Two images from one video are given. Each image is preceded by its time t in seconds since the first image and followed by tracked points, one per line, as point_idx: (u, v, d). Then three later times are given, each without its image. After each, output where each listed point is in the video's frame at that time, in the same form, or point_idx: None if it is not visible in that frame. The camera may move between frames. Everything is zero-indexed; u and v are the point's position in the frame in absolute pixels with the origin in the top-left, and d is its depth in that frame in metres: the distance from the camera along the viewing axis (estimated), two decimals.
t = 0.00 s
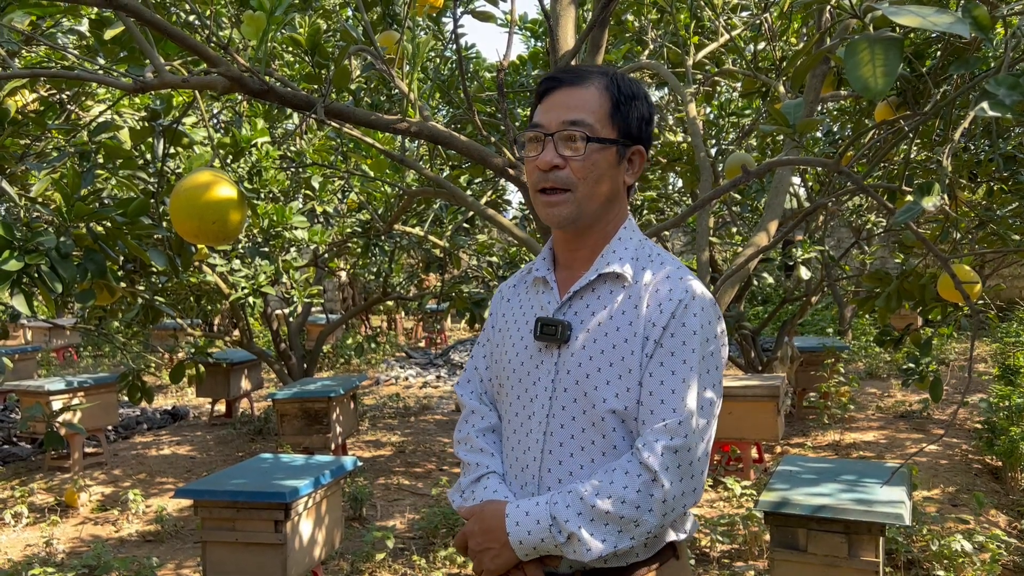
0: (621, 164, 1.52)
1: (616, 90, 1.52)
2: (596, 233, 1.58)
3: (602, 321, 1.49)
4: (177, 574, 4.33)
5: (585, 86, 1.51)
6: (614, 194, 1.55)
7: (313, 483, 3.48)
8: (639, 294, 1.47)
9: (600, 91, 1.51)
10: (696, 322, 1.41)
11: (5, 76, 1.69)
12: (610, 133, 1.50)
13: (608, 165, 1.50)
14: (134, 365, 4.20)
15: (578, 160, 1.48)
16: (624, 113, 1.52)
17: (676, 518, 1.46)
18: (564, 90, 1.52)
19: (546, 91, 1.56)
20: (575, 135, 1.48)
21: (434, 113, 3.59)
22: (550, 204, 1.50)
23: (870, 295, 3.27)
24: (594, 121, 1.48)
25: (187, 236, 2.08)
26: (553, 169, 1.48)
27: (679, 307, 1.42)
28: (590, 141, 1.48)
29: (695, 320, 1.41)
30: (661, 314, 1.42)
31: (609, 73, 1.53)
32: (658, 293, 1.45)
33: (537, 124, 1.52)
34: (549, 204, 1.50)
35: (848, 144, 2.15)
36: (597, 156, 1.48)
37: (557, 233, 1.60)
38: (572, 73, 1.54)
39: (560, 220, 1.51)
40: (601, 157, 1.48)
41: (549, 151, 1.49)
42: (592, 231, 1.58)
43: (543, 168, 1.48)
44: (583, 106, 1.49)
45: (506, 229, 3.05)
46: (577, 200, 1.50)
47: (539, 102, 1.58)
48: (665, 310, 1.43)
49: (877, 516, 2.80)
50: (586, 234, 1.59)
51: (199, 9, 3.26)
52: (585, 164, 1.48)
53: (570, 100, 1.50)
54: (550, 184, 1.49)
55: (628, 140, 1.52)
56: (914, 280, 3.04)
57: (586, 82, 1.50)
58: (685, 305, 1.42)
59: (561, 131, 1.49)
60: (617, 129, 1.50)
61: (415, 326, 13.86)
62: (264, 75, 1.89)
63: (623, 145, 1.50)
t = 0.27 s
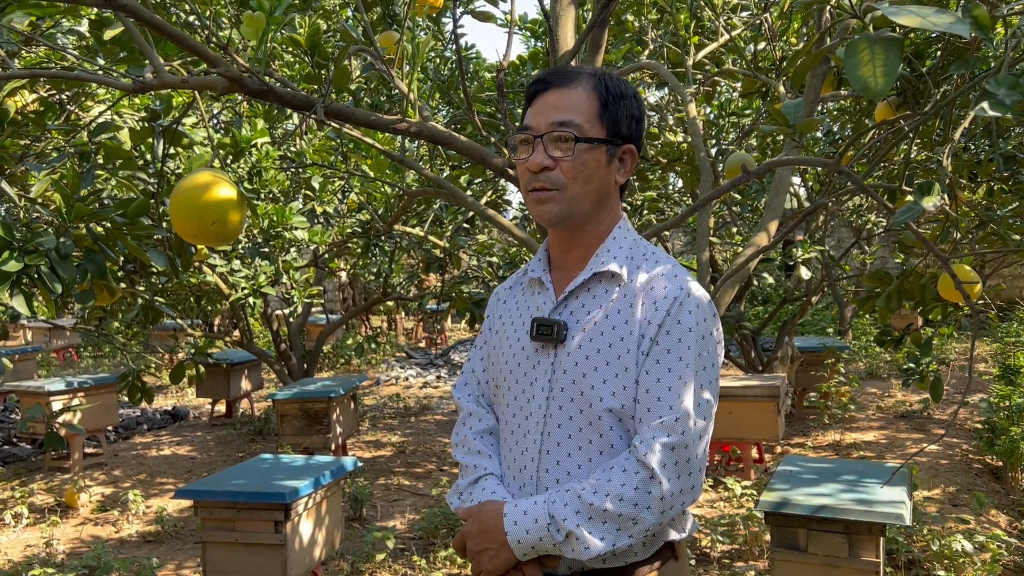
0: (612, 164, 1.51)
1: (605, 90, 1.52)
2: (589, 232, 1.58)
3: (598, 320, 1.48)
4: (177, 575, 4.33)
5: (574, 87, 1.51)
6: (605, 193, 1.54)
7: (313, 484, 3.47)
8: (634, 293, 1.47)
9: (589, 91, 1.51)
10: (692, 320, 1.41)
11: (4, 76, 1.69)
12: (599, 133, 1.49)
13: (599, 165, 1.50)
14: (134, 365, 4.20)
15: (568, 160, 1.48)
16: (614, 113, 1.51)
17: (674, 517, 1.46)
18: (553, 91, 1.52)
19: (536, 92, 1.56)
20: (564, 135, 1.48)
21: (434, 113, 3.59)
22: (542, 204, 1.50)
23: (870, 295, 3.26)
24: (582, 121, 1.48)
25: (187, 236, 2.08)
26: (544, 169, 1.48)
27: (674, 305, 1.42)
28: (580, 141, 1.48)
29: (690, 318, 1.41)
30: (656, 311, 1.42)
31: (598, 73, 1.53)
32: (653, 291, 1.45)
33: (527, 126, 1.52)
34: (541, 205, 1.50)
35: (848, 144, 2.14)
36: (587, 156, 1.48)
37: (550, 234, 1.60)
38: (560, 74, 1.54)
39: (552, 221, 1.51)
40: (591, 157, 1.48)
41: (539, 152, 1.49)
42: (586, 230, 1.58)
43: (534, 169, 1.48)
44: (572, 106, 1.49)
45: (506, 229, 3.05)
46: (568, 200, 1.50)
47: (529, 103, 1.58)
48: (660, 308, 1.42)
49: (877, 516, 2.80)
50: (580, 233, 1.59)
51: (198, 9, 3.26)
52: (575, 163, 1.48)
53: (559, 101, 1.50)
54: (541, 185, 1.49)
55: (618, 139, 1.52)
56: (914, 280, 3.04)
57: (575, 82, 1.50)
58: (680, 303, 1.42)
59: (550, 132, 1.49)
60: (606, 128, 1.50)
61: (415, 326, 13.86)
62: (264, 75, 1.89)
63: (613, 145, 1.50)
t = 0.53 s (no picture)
0: (607, 165, 1.51)
1: (599, 91, 1.52)
2: (585, 232, 1.58)
3: (594, 319, 1.48)
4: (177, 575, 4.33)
5: (568, 88, 1.51)
6: (601, 194, 1.54)
7: (313, 484, 3.47)
8: (630, 292, 1.46)
9: (584, 92, 1.51)
10: (690, 319, 1.40)
11: (4, 76, 1.69)
12: (594, 134, 1.49)
13: (595, 166, 1.49)
14: (134, 366, 4.20)
15: (564, 162, 1.47)
16: (609, 114, 1.51)
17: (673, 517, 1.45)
18: (548, 92, 1.51)
19: (530, 94, 1.56)
20: (559, 138, 1.48)
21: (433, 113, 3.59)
22: (539, 206, 1.50)
23: (870, 295, 3.26)
24: (577, 123, 1.48)
25: (186, 237, 2.08)
26: (540, 171, 1.48)
27: (672, 304, 1.41)
28: (575, 143, 1.48)
29: (688, 317, 1.40)
30: (654, 310, 1.42)
31: (592, 74, 1.52)
32: (649, 289, 1.44)
33: (522, 128, 1.52)
34: (537, 207, 1.50)
35: (849, 144, 2.13)
36: (583, 158, 1.48)
37: (546, 235, 1.60)
38: (554, 75, 1.53)
39: (549, 223, 1.51)
40: (586, 159, 1.48)
41: (535, 154, 1.49)
42: (582, 230, 1.58)
43: (530, 172, 1.48)
44: (566, 108, 1.49)
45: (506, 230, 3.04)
46: (565, 201, 1.50)
47: (523, 104, 1.58)
48: (657, 307, 1.42)
49: (878, 516, 2.80)
50: (577, 234, 1.59)
51: (198, 9, 3.26)
52: (571, 165, 1.48)
53: (554, 102, 1.50)
54: (538, 187, 1.49)
55: (613, 139, 1.52)
56: (914, 279, 3.03)
57: (569, 84, 1.50)
58: (678, 302, 1.41)
59: (546, 134, 1.48)
60: (601, 129, 1.50)
61: (415, 326, 13.86)
62: (264, 75, 1.89)
63: (609, 146, 1.50)
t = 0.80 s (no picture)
0: (609, 170, 1.52)
1: (607, 94, 1.51)
2: (583, 234, 1.58)
3: (591, 318, 1.48)
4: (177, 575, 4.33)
5: (575, 89, 1.50)
6: (601, 197, 1.55)
7: (314, 484, 3.47)
8: (628, 291, 1.46)
9: (592, 95, 1.50)
10: (689, 318, 1.40)
11: (4, 76, 1.69)
12: (599, 138, 1.49)
13: (597, 170, 1.50)
14: (134, 366, 4.20)
15: (567, 164, 1.47)
16: (614, 118, 1.51)
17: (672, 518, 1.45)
18: (555, 92, 1.51)
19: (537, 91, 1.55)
20: (563, 139, 1.48)
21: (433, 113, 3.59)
22: (538, 206, 1.50)
23: (870, 295, 3.26)
24: (583, 125, 1.48)
25: (186, 237, 2.08)
26: (542, 171, 1.48)
27: (669, 302, 1.41)
28: (580, 146, 1.48)
29: (688, 314, 1.40)
30: (652, 308, 1.42)
31: (600, 76, 1.52)
32: (647, 287, 1.44)
33: (526, 124, 1.51)
34: (536, 207, 1.50)
35: (848, 143, 2.12)
36: (586, 161, 1.48)
37: (543, 235, 1.60)
38: (561, 74, 1.53)
39: (546, 223, 1.51)
40: (590, 162, 1.48)
41: (538, 153, 1.48)
42: (580, 232, 1.58)
43: (532, 171, 1.48)
44: (573, 109, 1.48)
45: (506, 229, 3.04)
46: (564, 203, 1.50)
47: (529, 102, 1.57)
48: (655, 305, 1.41)
49: (878, 516, 2.80)
50: (575, 235, 1.58)
51: (198, 9, 3.26)
52: (574, 167, 1.48)
53: (561, 103, 1.49)
54: (538, 187, 1.49)
55: (617, 145, 1.52)
56: (914, 279, 3.03)
57: (578, 85, 1.50)
58: (677, 300, 1.41)
59: (550, 135, 1.48)
60: (605, 134, 1.50)
61: (415, 326, 13.86)
62: (265, 75, 1.89)
63: (612, 151, 1.50)
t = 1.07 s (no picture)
0: (624, 172, 1.52)
1: (633, 98, 1.53)
2: (590, 232, 1.57)
3: (592, 318, 1.48)
4: (177, 574, 4.33)
5: (606, 88, 1.51)
6: (613, 198, 1.55)
7: (313, 484, 3.47)
8: (630, 291, 1.46)
9: (618, 96, 1.51)
10: (690, 320, 1.40)
11: (5, 75, 1.69)
12: (620, 139, 1.50)
13: (614, 171, 1.50)
14: (134, 365, 4.19)
15: (586, 158, 1.47)
16: (637, 122, 1.52)
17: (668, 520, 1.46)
18: (583, 87, 1.52)
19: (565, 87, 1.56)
20: (586, 134, 1.48)
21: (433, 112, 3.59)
22: (550, 195, 1.49)
23: (870, 294, 3.26)
24: (607, 124, 1.49)
25: (186, 236, 2.08)
26: (560, 162, 1.48)
27: (671, 303, 1.41)
28: (601, 143, 1.48)
29: (689, 317, 1.40)
30: (653, 309, 1.41)
31: (627, 80, 1.53)
32: (649, 289, 1.44)
33: (551, 116, 1.52)
34: (548, 195, 1.49)
35: (849, 143, 2.12)
36: (605, 159, 1.48)
37: (549, 228, 1.59)
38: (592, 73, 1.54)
39: (556, 215, 1.50)
40: (608, 161, 1.49)
41: (558, 144, 1.48)
42: (587, 230, 1.57)
43: (550, 160, 1.48)
44: (599, 107, 1.49)
45: (506, 229, 3.04)
46: (576, 197, 1.49)
47: (554, 95, 1.58)
48: (657, 306, 1.41)
49: (878, 515, 2.80)
50: (580, 232, 1.58)
51: (198, 9, 3.26)
52: (592, 163, 1.48)
53: (588, 99, 1.50)
54: (553, 176, 1.48)
55: (636, 149, 1.52)
56: (914, 279, 3.03)
57: (607, 85, 1.51)
58: (678, 302, 1.41)
59: (573, 128, 1.49)
60: (626, 136, 1.51)
61: (415, 326, 13.86)
62: (265, 74, 1.89)
63: (631, 154, 1.51)
